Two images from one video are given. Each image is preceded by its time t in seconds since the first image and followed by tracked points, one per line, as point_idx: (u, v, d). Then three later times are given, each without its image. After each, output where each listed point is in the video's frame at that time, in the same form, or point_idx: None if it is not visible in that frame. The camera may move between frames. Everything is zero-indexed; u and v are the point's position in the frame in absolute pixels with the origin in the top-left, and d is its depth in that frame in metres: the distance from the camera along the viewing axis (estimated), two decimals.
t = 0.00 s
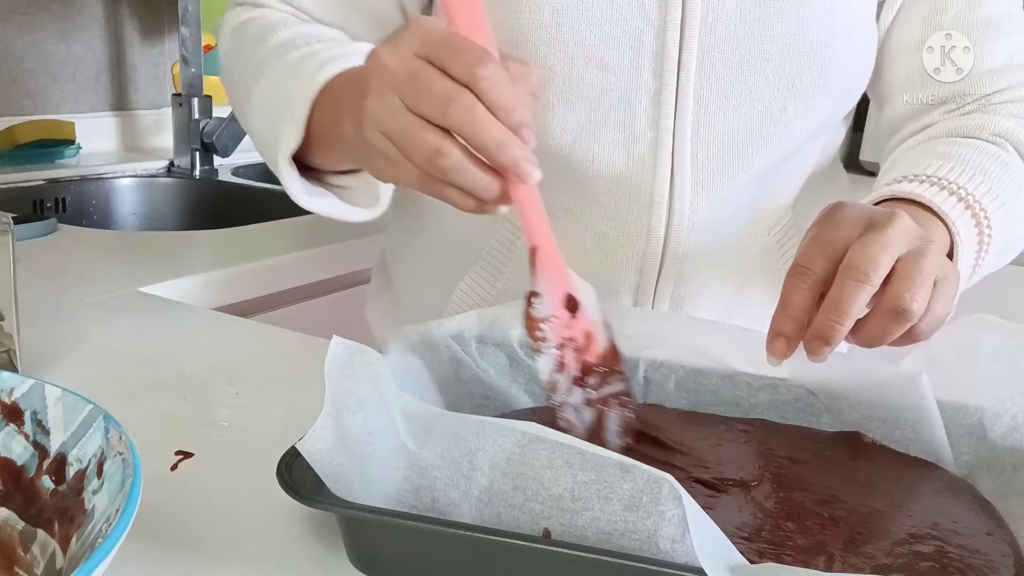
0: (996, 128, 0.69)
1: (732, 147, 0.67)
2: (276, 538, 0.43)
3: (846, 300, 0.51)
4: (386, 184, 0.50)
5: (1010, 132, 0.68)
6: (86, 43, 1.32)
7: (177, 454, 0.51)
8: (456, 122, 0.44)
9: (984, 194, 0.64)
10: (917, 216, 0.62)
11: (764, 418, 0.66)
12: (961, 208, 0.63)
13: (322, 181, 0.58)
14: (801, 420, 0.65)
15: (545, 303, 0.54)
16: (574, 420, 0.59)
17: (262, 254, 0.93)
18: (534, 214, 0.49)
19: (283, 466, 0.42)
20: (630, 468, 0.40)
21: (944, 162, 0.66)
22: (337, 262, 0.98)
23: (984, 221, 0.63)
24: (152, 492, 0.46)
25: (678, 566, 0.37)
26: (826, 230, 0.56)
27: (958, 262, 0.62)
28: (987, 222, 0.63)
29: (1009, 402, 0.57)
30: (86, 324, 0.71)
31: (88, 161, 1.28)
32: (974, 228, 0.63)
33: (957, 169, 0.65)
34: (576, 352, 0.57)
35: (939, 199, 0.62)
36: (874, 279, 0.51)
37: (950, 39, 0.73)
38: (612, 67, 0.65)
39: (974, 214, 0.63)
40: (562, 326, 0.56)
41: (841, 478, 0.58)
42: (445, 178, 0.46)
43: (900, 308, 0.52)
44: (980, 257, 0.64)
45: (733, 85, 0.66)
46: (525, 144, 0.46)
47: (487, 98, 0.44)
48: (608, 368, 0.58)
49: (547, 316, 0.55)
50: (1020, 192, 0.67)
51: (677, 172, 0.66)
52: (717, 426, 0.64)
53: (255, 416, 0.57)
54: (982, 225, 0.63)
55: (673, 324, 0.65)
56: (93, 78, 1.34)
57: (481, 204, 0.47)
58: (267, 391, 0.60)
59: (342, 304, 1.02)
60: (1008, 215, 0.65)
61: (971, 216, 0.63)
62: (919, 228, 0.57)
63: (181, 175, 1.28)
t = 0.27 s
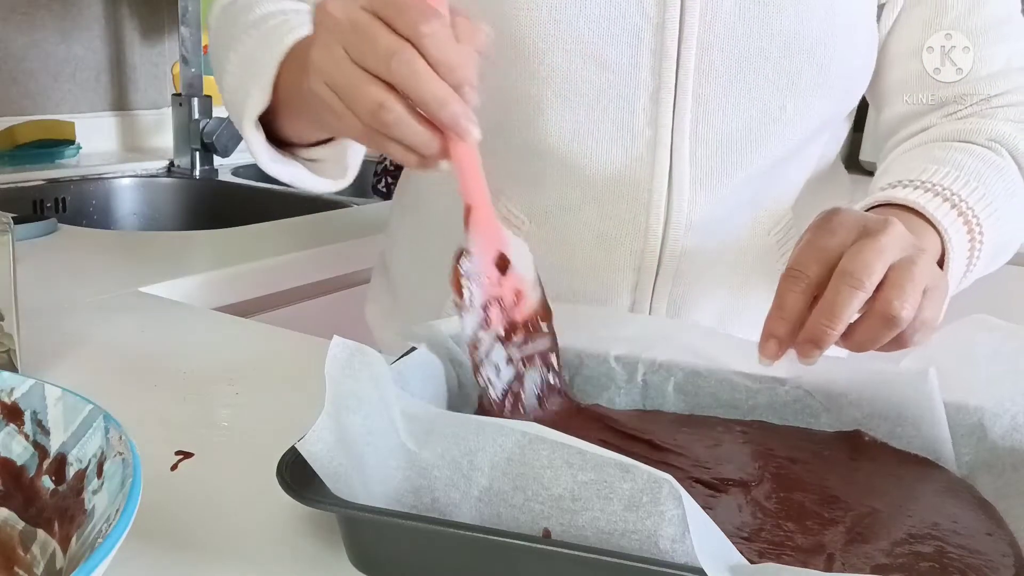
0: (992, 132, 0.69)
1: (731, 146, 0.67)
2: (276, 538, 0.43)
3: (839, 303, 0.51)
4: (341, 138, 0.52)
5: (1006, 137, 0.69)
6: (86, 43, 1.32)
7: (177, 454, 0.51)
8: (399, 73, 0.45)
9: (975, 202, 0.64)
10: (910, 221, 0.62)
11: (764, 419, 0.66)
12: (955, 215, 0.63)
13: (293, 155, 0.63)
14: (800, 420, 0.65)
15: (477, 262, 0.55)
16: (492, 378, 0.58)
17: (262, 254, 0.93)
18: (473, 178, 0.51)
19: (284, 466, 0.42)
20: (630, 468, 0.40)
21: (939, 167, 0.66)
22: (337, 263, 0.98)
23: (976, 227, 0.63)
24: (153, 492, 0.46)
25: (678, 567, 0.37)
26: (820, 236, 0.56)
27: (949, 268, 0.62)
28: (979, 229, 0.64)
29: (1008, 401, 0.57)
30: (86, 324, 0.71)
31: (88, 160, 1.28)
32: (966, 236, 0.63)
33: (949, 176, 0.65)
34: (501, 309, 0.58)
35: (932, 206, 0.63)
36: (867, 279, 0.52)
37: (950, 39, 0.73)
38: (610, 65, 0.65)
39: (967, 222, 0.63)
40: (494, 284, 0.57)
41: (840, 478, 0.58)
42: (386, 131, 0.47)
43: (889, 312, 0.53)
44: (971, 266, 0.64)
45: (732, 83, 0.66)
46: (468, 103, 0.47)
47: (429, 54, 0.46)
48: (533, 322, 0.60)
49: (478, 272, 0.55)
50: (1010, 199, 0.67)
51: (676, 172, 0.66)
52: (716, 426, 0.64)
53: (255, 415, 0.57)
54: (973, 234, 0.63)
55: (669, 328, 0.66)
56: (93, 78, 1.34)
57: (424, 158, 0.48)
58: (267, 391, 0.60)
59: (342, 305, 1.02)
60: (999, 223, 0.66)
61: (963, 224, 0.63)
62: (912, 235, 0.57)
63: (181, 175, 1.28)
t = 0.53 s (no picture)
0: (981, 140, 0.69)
1: (727, 146, 0.67)
2: (276, 538, 0.43)
3: (804, 304, 0.54)
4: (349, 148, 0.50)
5: (993, 144, 0.69)
6: (86, 43, 1.32)
7: (177, 454, 0.51)
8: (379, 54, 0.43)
9: (959, 209, 0.65)
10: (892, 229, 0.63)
11: (763, 419, 0.66)
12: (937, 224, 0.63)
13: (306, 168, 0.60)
14: (801, 420, 0.65)
15: (526, 231, 0.53)
16: (586, 344, 0.62)
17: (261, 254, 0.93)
18: (490, 145, 0.47)
19: (284, 466, 0.42)
20: (630, 469, 0.40)
21: (924, 174, 0.67)
22: (337, 263, 0.98)
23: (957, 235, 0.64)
24: (153, 492, 0.46)
25: (678, 566, 0.37)
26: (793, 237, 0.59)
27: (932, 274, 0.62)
28: (961, 236, 0.64)
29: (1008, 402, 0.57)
30: (86, 324, 0.71)
31: (88, 160, 1.28)
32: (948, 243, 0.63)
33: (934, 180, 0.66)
34: (571, 281, 0.56)
35: (915, 215, 0.63)
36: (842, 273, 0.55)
37: (949, 39, 0.73)
38: (608, 66, 0.65)
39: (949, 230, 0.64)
40: (555, 257, 0.55)
41: (840, 478, 0.58)
42: (386, 129, 0.44)
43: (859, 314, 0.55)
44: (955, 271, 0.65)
45: (730, 83, 0.66)
46: (464, 77, 0.45)
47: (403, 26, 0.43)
48: (599, 292, 0.58)
49: (533, 244, 0.54)
50: (998, 206, 0.68)
51: (676, 172, 0.66)
52: (715, 427, 0.64)
53: (255, 416, 0.57)
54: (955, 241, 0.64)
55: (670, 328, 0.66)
56: (93, 78, 1.34)
57: (438, 149, 0.45)
58: (268, 391, 0.60)
59: (342, 305, 1.02)
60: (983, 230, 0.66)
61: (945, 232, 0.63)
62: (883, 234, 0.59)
63: (181, 175, 1.28)
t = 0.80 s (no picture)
0: (994, 125, 0.69)
1: (727, 146, 0.67)
2: (276, 538, 0.43)
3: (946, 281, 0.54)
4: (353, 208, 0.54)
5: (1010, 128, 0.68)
6: (87, 43, 1.32)
7: (177, 454, 0.51)
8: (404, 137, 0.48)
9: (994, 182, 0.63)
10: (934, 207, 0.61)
11: (763, 420, 0.66)
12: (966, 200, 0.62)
13: (306, 187, 0.62)
14: (800, 421, 0.65)
15: (527, 303, 0.51)
16: (575, 409, 0.59)
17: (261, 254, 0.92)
18: (500, 219, 0.48)
19: (285, 466, 0.42)
20: (630, 468, 0.40)
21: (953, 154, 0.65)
22: (337, 262, 0.98)
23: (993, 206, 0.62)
24: (153, 492, 0.46)
25: (678, 566, 0.37)
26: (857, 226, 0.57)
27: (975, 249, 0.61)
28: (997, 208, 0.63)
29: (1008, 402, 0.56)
30: (86, 324, 0.71)
31: (88, 160, 1.28)
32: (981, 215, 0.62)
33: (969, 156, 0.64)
34: (569, 356, 0.55)
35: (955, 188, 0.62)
36: (959, 230, 0.55)
37: (949, 39, 0.73)
38: (609, 67, 0.65)
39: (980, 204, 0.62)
40: (555, 327, 0.53)
41: (839, 478, 0.58)
42: (397, 196, 0.50)
43: (912, 266, 0.55)
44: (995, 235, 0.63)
45: (729, 84, 0.66)
46: (481, 153, 0.49)
47: (433, 113, 0.48)
48: (587, 357, 0.56)
49: (534, 318, 0.52)
50: None
51: (676, 173, 0.66)
52: (716, 427, 0.64)
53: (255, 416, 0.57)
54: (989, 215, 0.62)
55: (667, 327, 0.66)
56: (93, 78, 1.34)
57: (447, 209, 0.50)
58: (267, 391, 0.60)
59: (341, 305, 1.02)
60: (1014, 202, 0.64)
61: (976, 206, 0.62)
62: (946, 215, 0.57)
63: (181, 175, 1.28)
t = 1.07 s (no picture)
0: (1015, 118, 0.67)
1: (730, 148, 0.67)
2: (276, 538, 0.43)
3: None
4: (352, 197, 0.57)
5: None
6: (87, 43, 1.32)
7: (177, 454, 0.51)
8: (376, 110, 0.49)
9: None
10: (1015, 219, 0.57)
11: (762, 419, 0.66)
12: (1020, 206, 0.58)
13: (317, 197, 0.62)
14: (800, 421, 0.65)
15: (537, 272, 0.53)
16: (599, 390, 0.57)
17: (261, 254, 0.92)
18: (495, 185, 0.50)
19: (285, 466, 0.42)
20: (630, 469, 0.40)
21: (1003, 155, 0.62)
22: (336, 263, 0.98)
23: None
24: (153, 492, 0.46)
25: (677, 566, 0.37)
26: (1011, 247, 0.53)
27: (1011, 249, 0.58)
28: None
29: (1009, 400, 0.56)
30: (86, 325, 0.71)
31: (88, 160, 1.28)
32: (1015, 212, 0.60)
33: None
34: (581, 314, 0.55)
35: None
36: None
37: (949, 39, 0.72)
38: (611, 69, 0.65)
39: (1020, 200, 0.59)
40: (566, 294, 0.54)
41: (838, 477, 0.58)
42: (384, 174, 0.51)
43: None
44: None
45: (731, 86, 0.66)
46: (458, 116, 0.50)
47: (397, 78, 0.48)
48: (613, 322, 0.56)
49: (542, 285, 0.54)
50: None
51: (678, 175, 0.66)
52: (719, 427, 0.64)
53: (255, 416, 0.57)
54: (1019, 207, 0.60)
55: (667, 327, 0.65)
56: (93, 78, 1.34)
57: (440, 186, 0.51)
58: (267, 392, 0.60)
59: (341, 305, 1.02)
60: None
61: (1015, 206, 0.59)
62: None
63: (181, 175, 1.28)
